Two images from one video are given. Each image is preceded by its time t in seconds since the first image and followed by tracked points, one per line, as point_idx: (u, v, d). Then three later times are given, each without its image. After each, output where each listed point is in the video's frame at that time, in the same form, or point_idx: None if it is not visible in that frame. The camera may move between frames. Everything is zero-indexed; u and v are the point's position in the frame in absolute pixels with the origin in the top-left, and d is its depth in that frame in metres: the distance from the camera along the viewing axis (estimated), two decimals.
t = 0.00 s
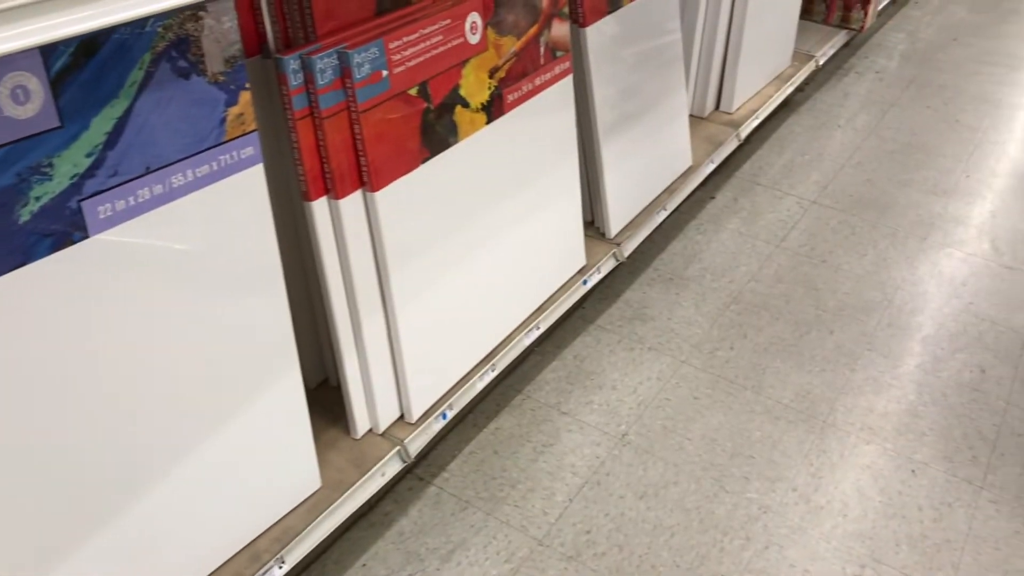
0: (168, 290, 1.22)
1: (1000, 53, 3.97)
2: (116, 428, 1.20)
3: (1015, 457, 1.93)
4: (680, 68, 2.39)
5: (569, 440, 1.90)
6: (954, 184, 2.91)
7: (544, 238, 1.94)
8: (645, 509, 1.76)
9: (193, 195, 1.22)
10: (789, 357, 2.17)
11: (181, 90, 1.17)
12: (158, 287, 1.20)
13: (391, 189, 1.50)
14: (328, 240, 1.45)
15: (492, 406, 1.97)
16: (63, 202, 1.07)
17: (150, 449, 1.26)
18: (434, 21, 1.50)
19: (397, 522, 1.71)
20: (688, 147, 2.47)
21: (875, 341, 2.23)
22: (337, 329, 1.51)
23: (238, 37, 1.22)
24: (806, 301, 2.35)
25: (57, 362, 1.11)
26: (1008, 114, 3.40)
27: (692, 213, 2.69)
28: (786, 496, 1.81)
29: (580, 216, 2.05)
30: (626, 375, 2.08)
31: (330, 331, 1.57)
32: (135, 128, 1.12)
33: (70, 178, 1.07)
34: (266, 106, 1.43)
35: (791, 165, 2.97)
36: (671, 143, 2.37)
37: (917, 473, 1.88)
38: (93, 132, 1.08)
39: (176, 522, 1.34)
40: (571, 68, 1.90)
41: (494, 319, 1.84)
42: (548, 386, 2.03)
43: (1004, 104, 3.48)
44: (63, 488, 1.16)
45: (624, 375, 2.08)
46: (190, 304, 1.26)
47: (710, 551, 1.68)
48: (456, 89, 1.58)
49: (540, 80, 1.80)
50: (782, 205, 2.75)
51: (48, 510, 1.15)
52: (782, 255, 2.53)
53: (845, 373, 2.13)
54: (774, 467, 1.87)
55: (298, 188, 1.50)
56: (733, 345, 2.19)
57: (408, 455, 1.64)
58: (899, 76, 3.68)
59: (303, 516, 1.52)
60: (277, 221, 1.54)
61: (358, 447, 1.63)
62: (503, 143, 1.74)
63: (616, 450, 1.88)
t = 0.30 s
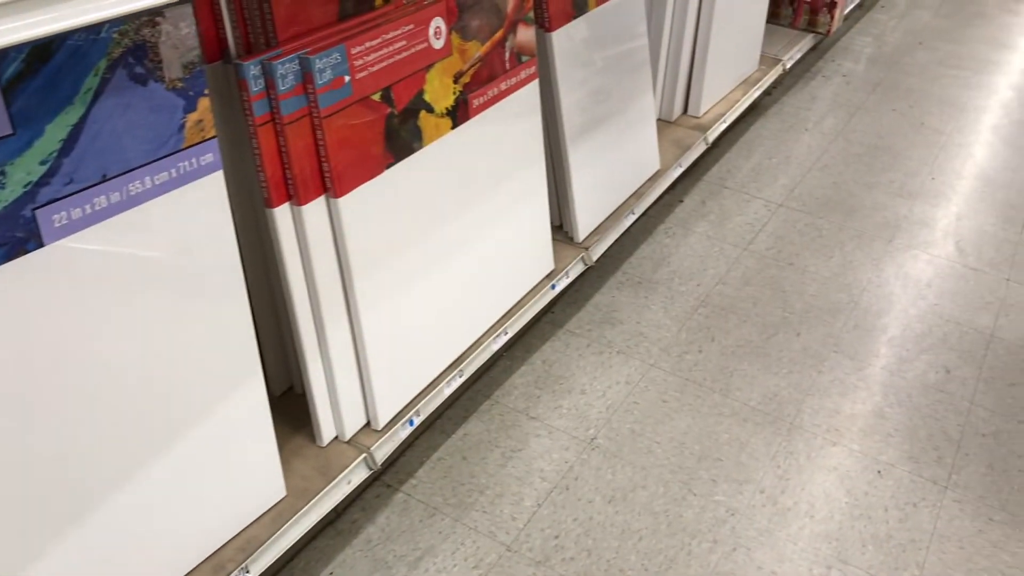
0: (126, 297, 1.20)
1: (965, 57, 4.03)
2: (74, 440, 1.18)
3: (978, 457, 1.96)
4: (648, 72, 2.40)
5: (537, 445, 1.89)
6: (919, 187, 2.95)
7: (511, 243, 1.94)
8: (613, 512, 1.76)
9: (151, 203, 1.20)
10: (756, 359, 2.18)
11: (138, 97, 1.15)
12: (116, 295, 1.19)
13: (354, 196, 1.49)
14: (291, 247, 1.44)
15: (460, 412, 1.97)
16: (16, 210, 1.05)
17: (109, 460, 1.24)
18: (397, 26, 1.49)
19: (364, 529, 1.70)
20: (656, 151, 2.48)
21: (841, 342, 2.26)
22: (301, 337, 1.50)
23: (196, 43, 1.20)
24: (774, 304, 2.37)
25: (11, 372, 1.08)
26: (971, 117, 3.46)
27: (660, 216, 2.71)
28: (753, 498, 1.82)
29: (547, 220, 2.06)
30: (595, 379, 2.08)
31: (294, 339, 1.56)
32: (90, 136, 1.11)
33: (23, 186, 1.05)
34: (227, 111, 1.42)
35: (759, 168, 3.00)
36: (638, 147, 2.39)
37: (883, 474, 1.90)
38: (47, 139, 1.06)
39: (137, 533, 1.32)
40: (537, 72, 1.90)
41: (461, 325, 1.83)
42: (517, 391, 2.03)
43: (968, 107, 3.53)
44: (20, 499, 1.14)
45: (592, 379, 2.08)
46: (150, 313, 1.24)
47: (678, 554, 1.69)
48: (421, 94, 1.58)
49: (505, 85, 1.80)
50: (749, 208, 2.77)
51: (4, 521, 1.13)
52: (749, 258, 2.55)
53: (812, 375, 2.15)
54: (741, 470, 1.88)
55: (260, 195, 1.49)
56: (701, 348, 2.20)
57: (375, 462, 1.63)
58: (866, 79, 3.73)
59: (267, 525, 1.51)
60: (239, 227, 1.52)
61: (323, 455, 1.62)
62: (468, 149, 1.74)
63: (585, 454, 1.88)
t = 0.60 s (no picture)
0: (91, 305, 1.18)
1: (936, 57, 4.08)
2: (37, 450, 1.16)
3: (950, 454, 1.98)
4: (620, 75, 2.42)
5: (512, 449, 1.89)
6: (891, 187, 2.98)
7: (483, 246, 1.94)
8: (588, 514, 1.76)
9: (114, 209, 1.19)
10: (729, 359, 2.20)
11: (100, 102, 1.14)
12: (80, 302, 1.17)
13: (323, 200, 1.48)
14: (259, 252, 1.42)
15: (434, 416, 1.96)
16: None
17: (73, 469, 1.21)
18: (365, 30, 1.49)
19: (338, 535, 1.69)
20: (629, 154, 2.50)
21: (814, 342, 2.27)
22: (271, 342, 1.49)
23: (160, 48, 1.19)
24: (747, 304, 2.39)
25: None
26: (942, 117, 3.49)
27: (635, 217, 2.72)
28: (727, 498, 1.83)
29: (519, 223, 2.06)
30: (569, 381, 2.08)
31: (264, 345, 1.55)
32: (51, 141, 1.09)
33: None
34: (193, 116, 1.40)
35: (733, 169, 3.01)
36: (611, 150, 2.41)
37: (856, 472, 1.91)
38: (6, 145, 1.04)
39: (104, 543, 1.30)
40: (508, 75, 1.90)
41: (433, 329, 1.83)
42: (491, 394, 2.02)
43: (938, 107, 3.57)
44: None
45: (567, 382, 2.08)
46: (115, 320, 1.22)
47: (652, 555, 1.69)
48: (390, 97, 1.57)
49: (476, 88, 1.80)
50: (723, 209, 2.79)
51: None
52: (723, 259, 2.56)
53: (785, 375, 2.16)
54: (715, 470, 1.89)
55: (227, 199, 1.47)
56: (675, 349, 2.21)
57: (347, 468, 1.62)
58: (839, 80, 3.76)
59: (238, 533, 1.49)
60: (207, 233, 1.51)
61: (295, 461, 1.61)
62: (439, 152, 1.73)
63: (559, 456, 1.88)
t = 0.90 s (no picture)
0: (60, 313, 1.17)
1: (912, 57, 4.12)
2: (3, 460, 1.14)
3: (927, 452, 1.99)
4: (595, 76, 2.42)
5: (490, 452, 1.89)
6: (867, 186, 3.01)
7: (460, 249, 1.94)
8: (567, 517, 1.76)
9: (81, 217, 1.17)
10: (708, 360, 2.20)
11: (66, 109, 1.12)
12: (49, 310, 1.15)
13: (296, 205, 1.47)
14: (231, 258, 1.41)
15: (413, 420, 1.95)
16: None
17: (40, 480, 1.19)
18: (337, 33, 1.48)
19: (315, 542, 1.68)
20: (605, 157, 2.51)
21: (792, 342, 2.28)
22: (244, 349, 1.48)
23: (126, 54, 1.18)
24: (725, 305, 2.40)
25: None
26: (918, 116, 3.52)
27: (613, 219, 2.72)
28: (705, 499, 1.83)
29: (496, 225, 2.06)
30: (548, 384, 2.08)
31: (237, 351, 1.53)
32: (16, 149, 1.07)
33: None
34: (163, 121, 1.39)
35: (711, 170, 3.03)
36: (587, 152, 2.42)
37: (833, 472, 1.92)
38: None
39: (75, 554, 1.28)
40: (483, 78, 1.90)
41: (410, 333, 1.82)
42: (470, 398, 2.02)
43: (915, 107, 3.60)
44: None
45: (545, 384, 2.08)
46: (86, 329, 1.21)
47: (631, 557, 1.69)
48: (363, 102, 1.56)
49: (450, 91, 1.79)
50: (701, 210, 2.80)
51: None
52: (701, 259, 2.57)
53: (763, 375, 2.17)
54: (694, 471, 1.89)
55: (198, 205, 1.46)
56: (653, 350, 2.22)
57: (323, 474, 1.61)
58: (816, 81, 3.78)
59: (214, 541, 1.48)
60: (178, 239, 1.49)
61: (271, 468, 1.60)
62: (413, 156, 1.73)
63: (538, 459, 1.88)
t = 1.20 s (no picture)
0: (37, 320, 1.15)
1: (896, 57, 4.13)
2: None
3: (912, 452, 2.00)
4: (580, 77, 2.42)
5: (476, 456, 1.88)
6: (852, 186, 3.01)
7: (444, 252, 1.93)
8: (553, 520, 1.76)
9: (57, 224, 1.15)
10: (694, 361, 2.20)
11: (41, 115, 1.10)
12: (27, 317, 1.13)
13: (277, 209, 1.46)
14: (212, 263, 1.40)
15: (398, 425, 1.94)
16: None
17: (18, 490, 1.17)
18: (317, 37, 1.47)
19: (300, 548, 1.67)
20: (591, 159, 2.51)
21: (777, 342, 2.29)
22: (226, 355, 1.46)
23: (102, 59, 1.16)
24: (711, 305, 2.40)
25: None
26: (902, 116, 3.54)
27: (599, 220, 2.72)
28: (692, 501, 1.83)
29: (480, 227, 2.05)
30: (533, 387, 2.07)
31: (219, 357, 1.52)
32: None
33: None
34: (142, 126, 1.37)
35: (696, 171, 3.03)
36: (571, 153, 2.41)
37: (820, 472, 1.93)
38: None
39: (55, 564, 1.26)
40: (466, 80, 1.89)
41: (394, 337, 1.81)
42: (455, 401, 2.01)
43: (899, 106, 3.62)
44: None
45: (531, 387, 2.07)
46: (65, 335, 1.19)
47: (617, 560, 1.69)
48: (344, 105, 1.55)
49: (433, 94, 1.78)
50: (686, 211, 2.80)
51: None
52: (686, 260, 2.57)
53: (748, 375, 2.17)
54: (680, 473, 1.89)
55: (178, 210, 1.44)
56: (639, 351, 2.22)
57: (307, 480, 1.60)
58: (801, 80, 3.80)
59: (196, 548, 1.46)
60: (160, 243, 1.48)
61: (254, 474, 1.58)
62: (396, 159, 1.72)
63: (524, 462, 1.87)
